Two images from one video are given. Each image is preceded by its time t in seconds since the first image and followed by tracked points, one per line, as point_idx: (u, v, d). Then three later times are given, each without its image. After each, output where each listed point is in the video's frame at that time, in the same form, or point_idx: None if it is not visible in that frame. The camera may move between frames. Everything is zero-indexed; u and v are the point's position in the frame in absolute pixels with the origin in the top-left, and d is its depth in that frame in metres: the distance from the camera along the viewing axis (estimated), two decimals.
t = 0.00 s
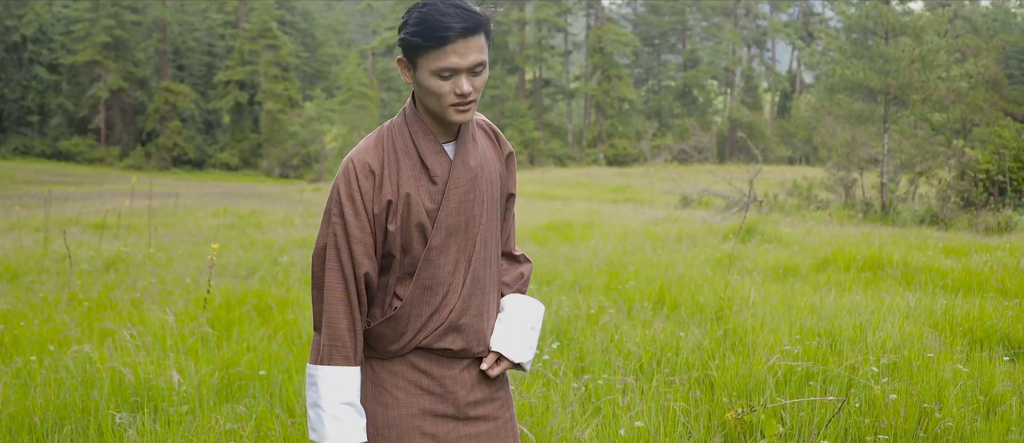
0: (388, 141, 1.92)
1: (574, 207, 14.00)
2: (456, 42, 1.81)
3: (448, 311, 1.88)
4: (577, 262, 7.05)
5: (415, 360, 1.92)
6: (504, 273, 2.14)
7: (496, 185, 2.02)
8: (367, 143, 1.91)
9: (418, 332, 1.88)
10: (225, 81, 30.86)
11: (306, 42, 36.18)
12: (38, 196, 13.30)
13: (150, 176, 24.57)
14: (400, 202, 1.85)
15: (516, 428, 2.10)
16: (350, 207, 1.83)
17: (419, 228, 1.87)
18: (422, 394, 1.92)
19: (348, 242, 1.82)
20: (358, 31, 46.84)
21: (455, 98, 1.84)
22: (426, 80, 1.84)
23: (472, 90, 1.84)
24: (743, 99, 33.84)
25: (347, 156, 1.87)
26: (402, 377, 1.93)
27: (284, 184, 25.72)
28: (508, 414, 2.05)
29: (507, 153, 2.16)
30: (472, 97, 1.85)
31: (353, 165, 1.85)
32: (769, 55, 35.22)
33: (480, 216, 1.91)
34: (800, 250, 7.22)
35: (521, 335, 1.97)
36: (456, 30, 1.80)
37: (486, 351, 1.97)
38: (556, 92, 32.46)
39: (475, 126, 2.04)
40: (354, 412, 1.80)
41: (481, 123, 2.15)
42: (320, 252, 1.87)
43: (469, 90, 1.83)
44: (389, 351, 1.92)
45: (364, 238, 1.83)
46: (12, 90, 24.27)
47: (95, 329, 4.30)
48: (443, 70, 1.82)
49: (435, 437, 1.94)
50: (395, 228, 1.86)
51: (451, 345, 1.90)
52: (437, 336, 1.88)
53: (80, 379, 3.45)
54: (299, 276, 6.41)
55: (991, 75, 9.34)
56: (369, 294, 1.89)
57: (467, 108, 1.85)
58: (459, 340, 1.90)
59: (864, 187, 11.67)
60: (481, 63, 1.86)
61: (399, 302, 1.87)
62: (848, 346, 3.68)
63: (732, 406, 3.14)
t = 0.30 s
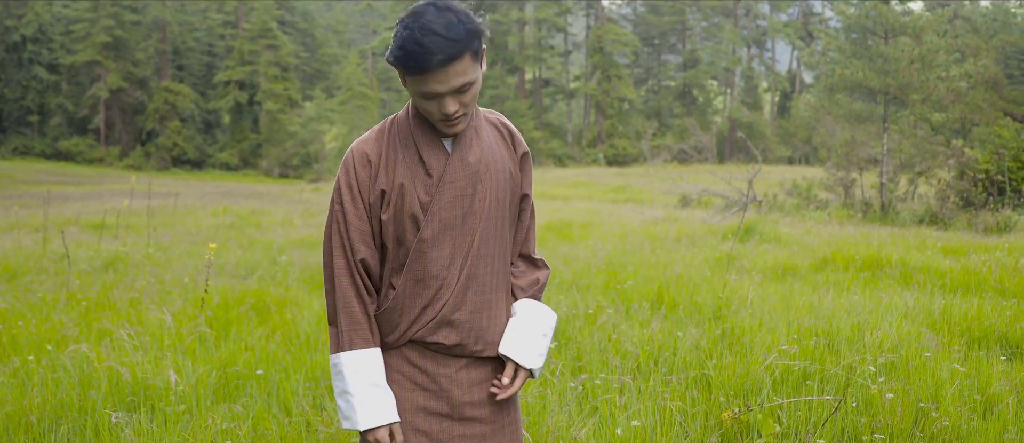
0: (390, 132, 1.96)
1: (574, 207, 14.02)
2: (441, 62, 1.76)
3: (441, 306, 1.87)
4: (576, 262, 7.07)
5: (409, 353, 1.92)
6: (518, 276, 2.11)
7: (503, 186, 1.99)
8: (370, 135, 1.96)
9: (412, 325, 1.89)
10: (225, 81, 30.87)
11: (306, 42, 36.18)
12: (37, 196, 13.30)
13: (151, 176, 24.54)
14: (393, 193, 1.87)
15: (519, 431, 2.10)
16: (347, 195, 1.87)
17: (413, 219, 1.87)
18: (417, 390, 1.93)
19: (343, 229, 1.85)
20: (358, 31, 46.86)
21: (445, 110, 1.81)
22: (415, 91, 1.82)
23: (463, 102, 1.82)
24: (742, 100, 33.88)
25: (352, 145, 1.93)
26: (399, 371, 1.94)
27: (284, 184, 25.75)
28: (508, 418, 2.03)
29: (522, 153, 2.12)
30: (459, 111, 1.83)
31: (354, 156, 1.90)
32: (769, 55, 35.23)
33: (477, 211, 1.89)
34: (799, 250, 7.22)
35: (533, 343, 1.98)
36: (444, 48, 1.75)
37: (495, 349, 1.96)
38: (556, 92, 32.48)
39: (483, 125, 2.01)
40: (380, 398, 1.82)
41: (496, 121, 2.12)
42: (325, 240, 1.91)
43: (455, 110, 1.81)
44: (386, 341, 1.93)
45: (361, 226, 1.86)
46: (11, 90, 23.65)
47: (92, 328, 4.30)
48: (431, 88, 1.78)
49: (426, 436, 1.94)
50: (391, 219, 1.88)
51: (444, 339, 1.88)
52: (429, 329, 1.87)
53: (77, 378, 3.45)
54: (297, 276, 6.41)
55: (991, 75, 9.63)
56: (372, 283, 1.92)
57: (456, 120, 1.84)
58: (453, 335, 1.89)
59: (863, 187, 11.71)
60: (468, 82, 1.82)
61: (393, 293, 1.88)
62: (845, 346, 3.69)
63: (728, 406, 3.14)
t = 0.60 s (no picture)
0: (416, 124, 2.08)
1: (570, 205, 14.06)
2: (429, 52, 1.83)
3: (442, 296, 1.89)
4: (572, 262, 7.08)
5: (421, 342, 1.97)
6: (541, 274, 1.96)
7: (522, 186, 1.94)
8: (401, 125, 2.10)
9: (418, 313, 1.94)
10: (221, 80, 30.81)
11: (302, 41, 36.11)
12: (32, 194, 13.26)
13: (148, 175, 24.48)
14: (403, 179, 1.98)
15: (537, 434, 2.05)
16: (371, 184, 2.03)
17: (419, 207, 1.95)
18: (425, 378, 1.97)
19: (366, 214, 2.01)
20: (354, 30, 46.84)
21: (439, 98, 1.86)
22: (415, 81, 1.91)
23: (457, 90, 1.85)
24: (738, 99, 33.96)
25: (382, 136, 2.10)
26: (409, 357, 1.98)
27: (281, 183, 25.74)
28: (518, 424, 1.99)
29: (559, 152, 2.02)
30: (453, 99, 1.87)
31: (380, 145, 2.07)
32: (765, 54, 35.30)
33: (479, 205, 1.90)
34: (795, 248, 7.23)
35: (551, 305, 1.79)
36: (433, 36, 1.82)
37: (505, 349, 1.93)
38: (552, 91, 32.50)
39: (506, 121, 1.99)
40: (392, 376, 1.91)
41: (536, 121, 2.05)
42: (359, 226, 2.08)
43: (447, 97, 1.85)
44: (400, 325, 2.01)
45: (380, 211, 2.01)
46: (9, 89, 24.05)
47: (87, 327, 4.29)
48: (423, 76, 1.86)
49: (426, 425, 1.97)
50: (405, 206, 1.99)
51: (446, 330, 1.91)
52: (433, 318, 1.91)
53: (71, 376, 3.44)
54: (293, 274, 6.41)
55: (986, 75, 9.82)
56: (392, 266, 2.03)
57: (452, 112, 1.88)
58: (454, 327, 1.90)
59: (859, 186, 11.76)
60: (459, 68, 1.85)
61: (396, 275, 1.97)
62: (841, 343, 3.70)
63: (723, 404, 3.15)
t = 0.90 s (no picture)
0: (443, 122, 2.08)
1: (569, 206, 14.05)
2: (442, 30, 1.86)
3: (450, 293, 1.86)
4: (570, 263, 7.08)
5: (438, 340, 1.95)
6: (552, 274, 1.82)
7: (532, 188, 1.84)
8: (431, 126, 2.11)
9: (433, 310, 1.93)
10: (219, 81, 30.75)
11: (300, 41, 36.08)
12: (29, 195, 13.21)
13: (146, 176, 24.44)
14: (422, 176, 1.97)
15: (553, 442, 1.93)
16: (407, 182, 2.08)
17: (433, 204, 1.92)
18: (437, 373, 1.94)
19: (401, 210, 2.06)
20: (353, 30, 46.84)
21: (449, 80, 1.85)
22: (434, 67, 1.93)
23: (465, 72, 1.83)
24: (736, 99, 34.02)
25: (419, 138, 2.14)
26: (427, 352, 1.98)
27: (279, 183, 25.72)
28: (528, 429, 1.89)
29: (573, 156, 1.88)
30: (461, 78, 1.83)
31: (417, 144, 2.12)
32: (763, 55, 35.36)
33: (488, 203, 1.84)
34: (793, 249, 7.24)
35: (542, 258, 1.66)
36: (447, 14, 1.84)
37: (513, 352, 1.84)
38: (550, 92, 32.52)
39: (523, 122, 1.91)
40: (402, 370, 1.96)
41: (556, 126, 1.93)
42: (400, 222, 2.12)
43: (457, 81, 1.83)
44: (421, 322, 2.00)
45: (407, 209, 2.05)
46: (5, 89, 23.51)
47: (85, 327, 4.29)
48: (435, 56, 1.88)
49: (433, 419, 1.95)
50: (426, 202, 1.99)
51: (454, 328, 1.86)
52: (443, 316, 1.88)
53: (70, 377, 3.44)
54: (291, 275, 6.40)
55: (985, 76, 9.81)
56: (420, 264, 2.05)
57: (459, 91, 1.84)
58: (460, 325, 1.85)
59: (857, 187, 11.77)
60: (469, 42, 1.83)
61: (411, 266, 1.99)
62: (839, 345, 3.70)
63: (722, 405, 3.15)
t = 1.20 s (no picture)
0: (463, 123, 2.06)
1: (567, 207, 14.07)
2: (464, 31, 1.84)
3: (463, 294, 1.84)
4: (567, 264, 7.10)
5: (450, 340, 1.94)
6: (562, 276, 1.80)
7: (545, 191, 1.83)
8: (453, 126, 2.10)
9: (445, 309, 1.92)
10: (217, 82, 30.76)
11: (298, 42, 36.06)
12: (27, 195, 13.26)
13: (142, 176, 24.48)
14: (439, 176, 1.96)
15: None
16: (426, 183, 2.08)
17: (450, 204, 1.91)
18: (449, 373, 1.93)
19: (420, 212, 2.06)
20: (351, 31, 46.89)
21: (468, 80, 1.84)
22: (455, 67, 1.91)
23: (486, 73, 1.82)
24: (734, 101, 34.09)
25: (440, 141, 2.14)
26: (440, 352, 1.98)
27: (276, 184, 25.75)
28: (534, 432, 1.87)
29: (588, 160, 1.87)
30: (482, 77, 1.82)
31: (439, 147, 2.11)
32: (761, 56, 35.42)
33: (503, 205, 1.82)
34: (791, 250, 7.26)
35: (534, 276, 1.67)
36: (470, 13, 1.82)
37: (522, 354, 1.82)
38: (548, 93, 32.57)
39: (539, 124, 1.90)
40: (414, 370, 1.96)
41: (572, 129, 1.93)
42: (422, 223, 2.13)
43: (477, 80, 1.82)
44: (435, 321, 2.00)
45: (427, 211, 2.03)
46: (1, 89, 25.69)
47: (84, 329, 4.28)
48: (456, 57, 1.86)
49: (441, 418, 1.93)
50: (444, 202, 1.99)
51: (465, 328, 1.85)
52: (455, 315, 1.87)
53: (69, 379, 3.43)
54: (289, 276, 6.40)
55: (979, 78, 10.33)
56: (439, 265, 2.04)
57: (477, 90, 1.83)
58: (471, 325, 1.84)
59: (854, 188, 11.78)
60: (489, 43, 1.82)
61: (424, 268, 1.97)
62: (838, 346, 3.70)
63: (721, 406, 3.15)
